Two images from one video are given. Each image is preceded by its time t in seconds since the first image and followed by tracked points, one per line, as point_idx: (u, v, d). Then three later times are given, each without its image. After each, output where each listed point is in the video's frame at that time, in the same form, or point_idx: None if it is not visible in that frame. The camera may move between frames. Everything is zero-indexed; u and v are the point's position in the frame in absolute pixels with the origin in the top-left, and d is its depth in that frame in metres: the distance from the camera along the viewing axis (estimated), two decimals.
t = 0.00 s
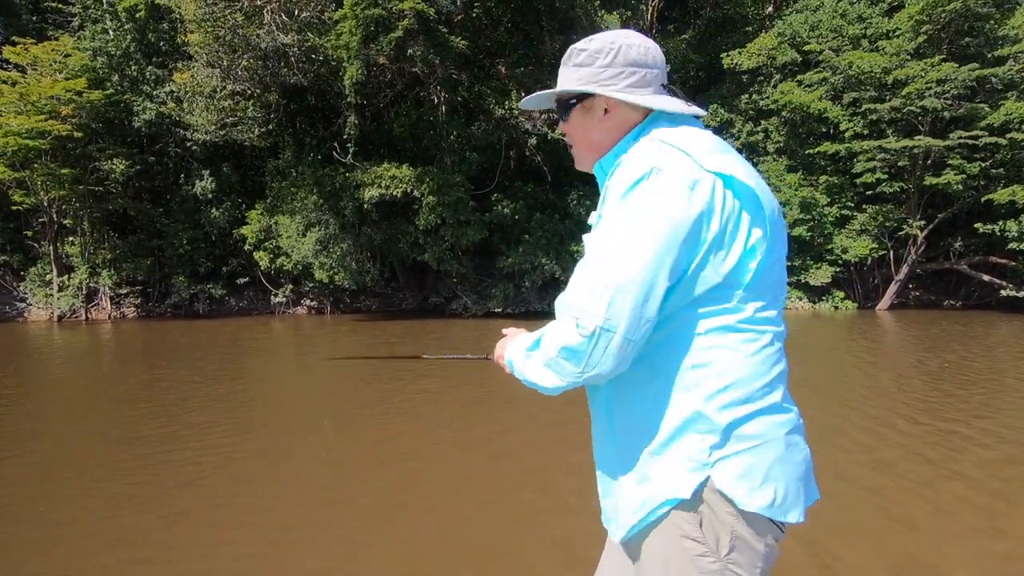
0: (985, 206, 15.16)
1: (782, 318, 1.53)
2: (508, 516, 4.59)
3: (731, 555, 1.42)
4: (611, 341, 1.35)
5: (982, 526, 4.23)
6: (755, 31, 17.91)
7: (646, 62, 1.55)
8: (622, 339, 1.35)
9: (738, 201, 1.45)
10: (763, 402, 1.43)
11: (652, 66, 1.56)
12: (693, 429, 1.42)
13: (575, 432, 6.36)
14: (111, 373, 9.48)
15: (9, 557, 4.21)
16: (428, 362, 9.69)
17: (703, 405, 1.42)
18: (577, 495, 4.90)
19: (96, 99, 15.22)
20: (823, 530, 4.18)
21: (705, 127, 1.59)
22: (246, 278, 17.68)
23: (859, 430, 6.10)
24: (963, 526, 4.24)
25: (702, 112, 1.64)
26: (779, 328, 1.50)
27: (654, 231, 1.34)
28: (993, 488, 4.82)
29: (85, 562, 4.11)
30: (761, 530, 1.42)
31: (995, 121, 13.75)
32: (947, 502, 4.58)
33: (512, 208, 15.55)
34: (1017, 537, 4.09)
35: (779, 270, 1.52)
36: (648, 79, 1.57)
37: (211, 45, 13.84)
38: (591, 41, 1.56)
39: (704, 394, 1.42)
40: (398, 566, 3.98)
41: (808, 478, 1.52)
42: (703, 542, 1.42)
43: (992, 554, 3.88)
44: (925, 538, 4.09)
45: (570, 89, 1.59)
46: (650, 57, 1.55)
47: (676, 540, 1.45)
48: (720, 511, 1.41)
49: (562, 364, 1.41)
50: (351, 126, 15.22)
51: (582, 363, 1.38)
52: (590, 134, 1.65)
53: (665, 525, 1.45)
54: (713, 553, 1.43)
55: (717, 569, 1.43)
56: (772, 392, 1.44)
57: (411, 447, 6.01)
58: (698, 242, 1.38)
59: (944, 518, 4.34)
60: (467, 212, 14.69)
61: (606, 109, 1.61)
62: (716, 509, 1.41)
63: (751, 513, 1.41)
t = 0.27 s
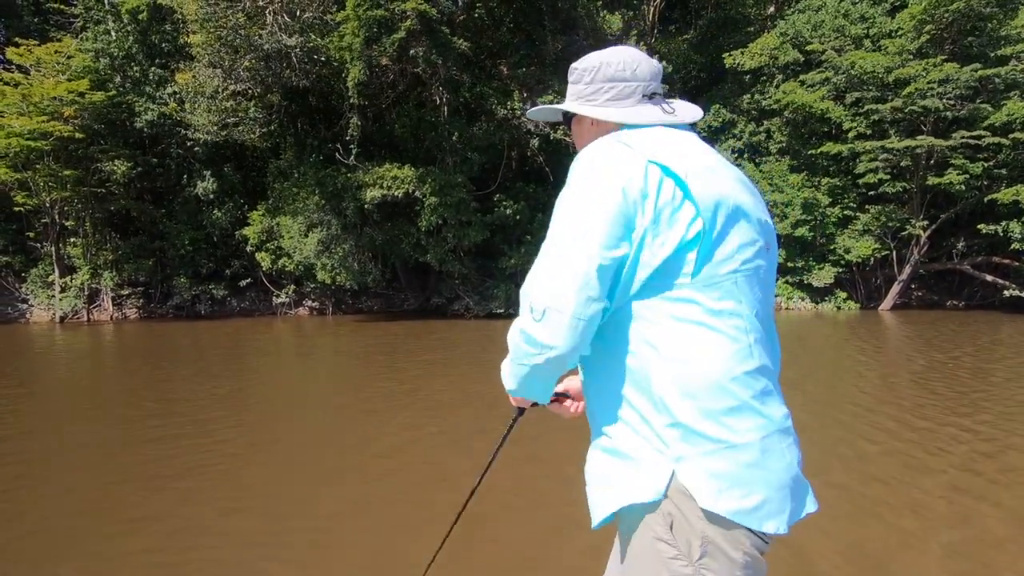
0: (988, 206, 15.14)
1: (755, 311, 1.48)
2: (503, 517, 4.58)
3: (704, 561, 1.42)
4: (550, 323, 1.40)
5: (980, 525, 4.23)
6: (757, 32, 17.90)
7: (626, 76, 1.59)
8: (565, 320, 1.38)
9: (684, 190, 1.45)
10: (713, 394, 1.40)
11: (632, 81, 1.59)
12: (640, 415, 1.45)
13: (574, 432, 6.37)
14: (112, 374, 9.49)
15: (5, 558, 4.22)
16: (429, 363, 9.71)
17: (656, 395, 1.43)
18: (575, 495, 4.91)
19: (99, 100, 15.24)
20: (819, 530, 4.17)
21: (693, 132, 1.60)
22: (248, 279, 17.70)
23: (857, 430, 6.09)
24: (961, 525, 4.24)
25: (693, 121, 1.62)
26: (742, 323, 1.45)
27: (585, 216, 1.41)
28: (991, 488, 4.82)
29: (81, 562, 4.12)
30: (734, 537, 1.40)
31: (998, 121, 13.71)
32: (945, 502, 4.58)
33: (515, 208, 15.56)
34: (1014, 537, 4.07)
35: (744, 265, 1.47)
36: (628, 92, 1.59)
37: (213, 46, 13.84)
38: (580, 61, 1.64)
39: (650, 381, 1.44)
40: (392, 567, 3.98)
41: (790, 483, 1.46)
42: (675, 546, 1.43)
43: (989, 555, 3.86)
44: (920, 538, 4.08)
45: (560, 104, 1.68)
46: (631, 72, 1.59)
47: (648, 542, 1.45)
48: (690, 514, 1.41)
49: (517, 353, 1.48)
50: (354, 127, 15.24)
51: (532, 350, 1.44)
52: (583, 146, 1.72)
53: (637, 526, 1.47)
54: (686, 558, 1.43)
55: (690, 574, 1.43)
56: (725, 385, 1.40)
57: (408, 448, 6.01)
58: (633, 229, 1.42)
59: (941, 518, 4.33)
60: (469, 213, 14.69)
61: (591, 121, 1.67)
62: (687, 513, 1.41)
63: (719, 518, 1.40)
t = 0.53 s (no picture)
0: (993, 206, 15.10)
1: (754, 309, 1.47)
2: (506, 516, 4.59)
3: (702, 561, 1.41)
4: (545, 312, 1.42)
5: (981, 524, 4.24)
6: (760, 30, 17.85)
7: (649, 69, 1.61)
8: (564, 311, 1.40)
9: (681, 187, 1.46)
10: (711, 390, 1.39)
11: (654, 74, 1.61)
12: (637, 410, 1.45)
13: (576, 431, 6.38)
14: (115, 372, 9.52)
15: (7, 557, 4.21)
16: (431, 361, 9.74)
17: (651, 388, 1.43)
18: (577, 494, 4.92)
19: (102, 97, 15.29)
20: (821, 529, 4.18)
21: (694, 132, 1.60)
22: (251, 277, 17.72)
23: (859, 430, 6.07)
24: (962, 524, 4.25)
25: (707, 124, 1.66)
26: (740, 321, 1.44)
27: (585, 208, 1.41)
28: (993, 487, 4.82)
29: (85, 559, 4.14)
30: (732, 536, 1.40)
31: (1003, 121, 13.67)
32: (947, 501, 4.59)
33: (517, 207, 15.56)
34: (1017, 537, 4.07)
35: (742, 263, 1.47)
36: (650, 85, 1.61)
37: (217, 44, 13.84)
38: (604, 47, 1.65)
39: (647, 374, 1.44)
40: (394, 565, 3.98)
41: (788, 484, 1.44)
42: (672, 545, 1.44)
43: (991, 554, 3.86)
44: (922, 538, 4.08)
45: (577, 86, 1.68)
46: (655, 66, 1.61)
47: (647, 541, 1.47)
48: (687, 513, 1.41)
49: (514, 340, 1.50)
50: (357, 126, 15.24)
51: (529, 338, 1.46)
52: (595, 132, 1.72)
53: (636, 525, 1.48)
54: (683, 558, 1.43)
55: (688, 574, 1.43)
56: (721, 381, 1.40)
57: (410, 446, 6.03)
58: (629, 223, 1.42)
59: (943, 518, 4.33)
60: (472, 211, 14.70)
61: (608, 108, 1.68)
62: (683, 511, 1.41)
63: (716, 516, 1.39)
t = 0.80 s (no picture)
0: (997, 204, 15.05)
1: (768, 309, 1.48)
2: (505, 515, 4.58)
3: (717, 561, 1.41)
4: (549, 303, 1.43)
5: (983, 524, 4.25)
6: (764, 28, 17.78)
7: (659, 66, 1.61)
8: (566, 302, 1.41)
9: (702, 187, 1.46)
10: (728, 389, 1.40)
11: (664, 71, 1.60)
12: (651, 406, 1.45)
13: (579, 429, 6.39)
14: (118, 369, 9.54)
15: (10, 554, 4.23)
16: (434, 359, 9.75)
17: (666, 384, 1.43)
18: (580, 492, 4.93)
19: (105, 95, 15.36)
20: (824, 528, 4.19)
21: (711, 129, 1.60)
22: (253, 275, 17.74)
23: (861, 430, 6.05)
24: (964, 523, 4.25)
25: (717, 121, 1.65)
26: (756, 320, 1.44)
27: (603, 204, 1.40)
28: (996, 487, 4.82)
29: (91, 556, 4.17)
30: (748, 537, 1.40)
31: (1008, 119, 13.62)
32: (949, 500, 4.59)
33: (520, 205, 15.55)
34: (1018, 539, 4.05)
35: (760, 264, 1.48)
36: (659, 81, 1.60)
37: (220, 41, 13.83)
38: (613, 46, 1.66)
39: (660, 369, 1.44)
40: (393, 565, 3.97)
41: (801, 484, 1.45)
42: (688, 546, 1.43)
43: (994, 554, 3.87)
44: (925, 537, 4.09)
45: (586, 84, 1.69)
46: (665, 63, 1.61)
47: (661, 542, 1.46)
48: (703, 513, 1.41)
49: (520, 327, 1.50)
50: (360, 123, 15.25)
51: (537, 326, 1.46)
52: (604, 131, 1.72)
53: (650, 526, 1.48)
54: (699, 558, 1.43)
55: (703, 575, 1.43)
56: (739, 380, 1.40)
57: (413, 444, 6.04)
58: (648, 219, 1.42)
59: (944, 519, 4.31)
60: (475, 209, 14.71)
61: (618, 106, 1.68)
62: (699, 512, 1.41)
63: (733, 515, 1.40)
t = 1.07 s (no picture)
0: (1001, 204, 15.02)
1: (779, 309, 1.49)
2: (507, 514, 4.59)
3: (731, 560, 1.41)
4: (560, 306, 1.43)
5: (986, 524, 4.25)
6: (767, 26, 17.74)
7: (660, 58, 1.60)
8: (576, 306, 1.42)
9: (718, 188, 1.46)
10: (742, 390, 1.41)
11: (666, 64, 1.59)
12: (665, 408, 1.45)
13: (581, 428, 6.39)
14: (120, 367, 9.55)
15: (13, 552, 4.24)
16: (435, 358, 9.76)
17: (680, 385, 1.43)
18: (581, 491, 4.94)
19: (107, 93, 15.41)
20: (826, 527, 4.19)
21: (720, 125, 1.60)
22: (255, 273, 17.75)
23: (863, 430, 6.04)
24: (966, 523, 4.26)
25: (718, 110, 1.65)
26: (769, 321, 1.45)
27: (617, 206, 1.40)
28: (998, 486, 4.83)
29: (95, 553, 4.18)
30: (762, 535, 1.40)
31: (1012, 119, 13.58)
32: (951, 500, 4.59)
33: (522, 204, 15.55)
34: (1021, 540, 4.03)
35: (773, 264, 1.49)
36: (661, 75, 1.60)
37: (223, 39, 13.83)
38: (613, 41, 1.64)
39: (675, 371, 1.44)
40: (395, 564, 3.98)
41: (814, 482, 1.46)
42: (702, 545, 1.43)
43: (997, 554, 3.87)
44: (926, 536, 4.09)
45: (588, 82, 1.68)
46: (666, 55, 1.59)
47: (674, 540, 1.46)
48: (718, 512, 1.41)
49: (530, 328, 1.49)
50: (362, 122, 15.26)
51: (546, 328, 1.46)
52: (609, 127, 1.72)
53: (663, 525, 1.47)
54: (712, 558, 1.42)
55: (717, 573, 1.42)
56: (754, 381, 1.41)
57: (415, 443, 6.05)
58: (663, 221, 1.41)
59: (946, 518, 4.31)
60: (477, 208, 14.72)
61: (621, 102, 1.67)
62: (714, 510, 1.41)
63: (747, 514, 1.39)
